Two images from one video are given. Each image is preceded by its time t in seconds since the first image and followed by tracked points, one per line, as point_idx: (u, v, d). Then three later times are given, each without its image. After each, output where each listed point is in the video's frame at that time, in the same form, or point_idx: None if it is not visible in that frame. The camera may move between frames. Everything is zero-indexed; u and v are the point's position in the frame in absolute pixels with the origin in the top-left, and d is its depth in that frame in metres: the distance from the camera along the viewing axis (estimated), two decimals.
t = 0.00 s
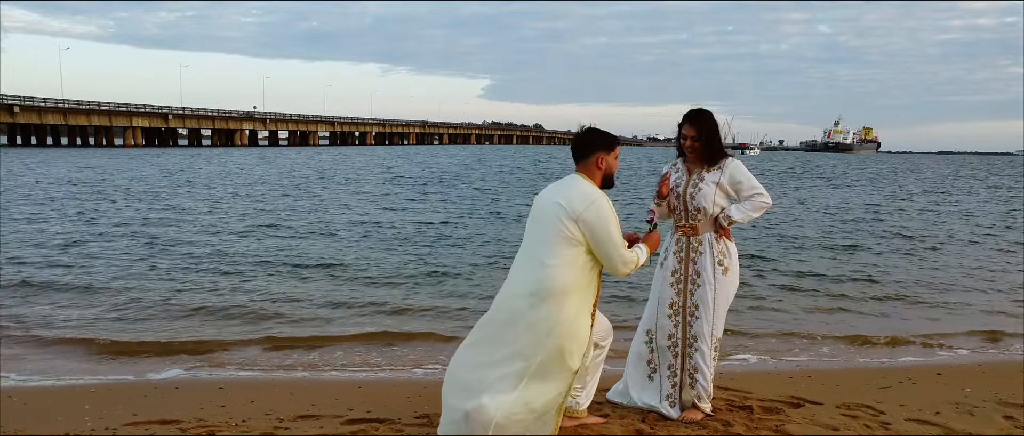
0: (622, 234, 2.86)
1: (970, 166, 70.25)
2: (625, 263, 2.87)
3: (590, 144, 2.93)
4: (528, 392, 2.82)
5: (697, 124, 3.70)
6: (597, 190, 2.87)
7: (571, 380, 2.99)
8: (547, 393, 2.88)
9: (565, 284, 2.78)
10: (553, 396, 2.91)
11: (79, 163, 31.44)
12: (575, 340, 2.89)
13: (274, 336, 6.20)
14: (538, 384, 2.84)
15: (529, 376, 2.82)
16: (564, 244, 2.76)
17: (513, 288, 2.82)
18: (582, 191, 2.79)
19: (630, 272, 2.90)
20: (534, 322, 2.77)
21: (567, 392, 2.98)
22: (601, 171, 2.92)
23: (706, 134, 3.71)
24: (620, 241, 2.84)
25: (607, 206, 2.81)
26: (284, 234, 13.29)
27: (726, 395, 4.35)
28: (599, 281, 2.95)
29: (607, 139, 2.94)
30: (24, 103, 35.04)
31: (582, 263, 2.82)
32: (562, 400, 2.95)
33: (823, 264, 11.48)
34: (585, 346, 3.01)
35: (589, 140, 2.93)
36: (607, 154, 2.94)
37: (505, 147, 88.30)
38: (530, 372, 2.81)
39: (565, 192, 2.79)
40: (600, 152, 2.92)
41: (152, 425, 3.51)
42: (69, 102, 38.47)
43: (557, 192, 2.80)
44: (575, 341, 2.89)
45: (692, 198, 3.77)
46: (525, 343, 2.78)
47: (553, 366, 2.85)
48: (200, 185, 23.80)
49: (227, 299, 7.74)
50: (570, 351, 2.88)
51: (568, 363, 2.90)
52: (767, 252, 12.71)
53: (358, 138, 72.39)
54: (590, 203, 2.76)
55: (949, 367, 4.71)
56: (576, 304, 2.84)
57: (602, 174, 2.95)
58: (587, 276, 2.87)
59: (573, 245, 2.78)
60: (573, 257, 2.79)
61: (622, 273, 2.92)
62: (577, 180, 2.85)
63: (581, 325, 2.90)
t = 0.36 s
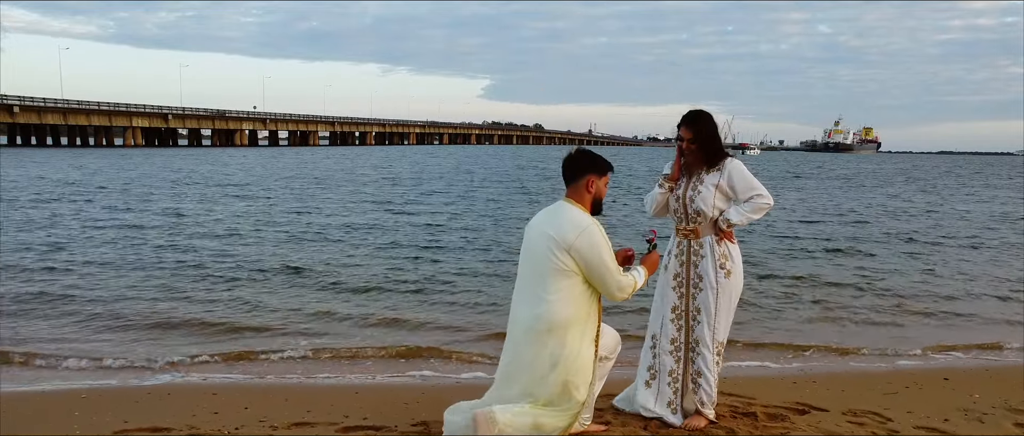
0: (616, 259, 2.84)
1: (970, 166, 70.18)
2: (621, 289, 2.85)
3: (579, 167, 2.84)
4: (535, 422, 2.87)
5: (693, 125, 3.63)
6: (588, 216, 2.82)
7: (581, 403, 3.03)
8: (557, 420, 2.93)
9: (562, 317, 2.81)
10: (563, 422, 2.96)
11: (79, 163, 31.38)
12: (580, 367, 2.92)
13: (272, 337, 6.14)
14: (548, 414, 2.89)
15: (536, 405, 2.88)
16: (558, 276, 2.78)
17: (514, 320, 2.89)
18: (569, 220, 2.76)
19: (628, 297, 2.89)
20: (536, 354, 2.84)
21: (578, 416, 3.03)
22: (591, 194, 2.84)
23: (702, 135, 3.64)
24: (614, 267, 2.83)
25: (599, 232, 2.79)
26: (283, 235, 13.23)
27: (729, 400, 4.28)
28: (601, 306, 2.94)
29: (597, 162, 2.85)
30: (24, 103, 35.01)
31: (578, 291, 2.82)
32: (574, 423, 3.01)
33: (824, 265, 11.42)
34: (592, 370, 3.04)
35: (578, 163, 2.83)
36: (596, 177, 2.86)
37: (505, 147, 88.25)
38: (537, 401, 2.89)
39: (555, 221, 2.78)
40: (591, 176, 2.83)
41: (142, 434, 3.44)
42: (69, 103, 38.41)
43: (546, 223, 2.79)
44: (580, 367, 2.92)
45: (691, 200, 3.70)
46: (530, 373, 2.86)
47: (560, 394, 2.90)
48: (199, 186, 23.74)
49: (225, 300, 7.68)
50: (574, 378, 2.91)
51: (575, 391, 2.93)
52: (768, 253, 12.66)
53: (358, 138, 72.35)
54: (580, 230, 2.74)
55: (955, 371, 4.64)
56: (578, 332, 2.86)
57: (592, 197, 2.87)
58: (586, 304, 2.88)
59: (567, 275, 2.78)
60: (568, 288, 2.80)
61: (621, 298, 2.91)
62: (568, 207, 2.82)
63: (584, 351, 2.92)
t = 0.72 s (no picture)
0: (620, 279, 2.76)
1: (970, 166, 70.12)
2: (625, 311, 2.77)
3: (584, 182, 2.77)
4: None
5: (698, 128, 3.56)
6: (591, 233, 2.75)
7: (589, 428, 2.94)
8: None
9: (565, 340, 2.73)
10: None
11: (78, 164, 31.29)
12: (586, 391, 2.83)
13: (270, 347, 6.04)
14: None
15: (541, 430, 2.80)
16: (559, 299, 2.70)
17: (516, 342, 2.82)
18: (570, 238, 2.68)
19: (633, 318, 2.81)
20: (539, 379, 2.76)
21: None
22: (598, 211, 2.78)
23: (709, 138, 3.57)
24: (618, 287, 2.74)
25: (601, 251, 2.70)
26: (282, 239, 13.14)
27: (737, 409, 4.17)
28: (605, 328, 2.86)
29: (603, 176, 2.79)
30: (23, 103, 34.89)
31: (581, 314, 2.74)
32: None
33: (826, 269, 11.35)
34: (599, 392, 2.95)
35: (581, 180, 2.76)
36: (602, 192, 2.80)
37: (505, 147, 88.19)
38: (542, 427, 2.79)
39: (555, 240, 2.69)
40: (597, 191, 2.77)
41: None
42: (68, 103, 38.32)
43: (546, 242, 2.71)
44: (586, 391, 2.83)
45: (699, 205, 3.64)
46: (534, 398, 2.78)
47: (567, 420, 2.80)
48: (198, 187, 23.66)
49: (223, 308, 7.58)
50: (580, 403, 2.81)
51: (583, 416, 2.84)
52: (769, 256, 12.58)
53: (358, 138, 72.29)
54: (581, 251, 2.65)
55: (968, 379, 4.54)
56: (582, 356, 2.78)
57: (599, 213, 2.81)
58: (589, 327, 2.79)
59: (568, 297, 2.70)
60: (569, 309, 2.72)
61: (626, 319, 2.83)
62: (570, 224, 2.73)
63: (589, 374, 2.83)
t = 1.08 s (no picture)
0: (628, 291, 2.63)
1: (971, 166, 70.03)
2: (633, 325, 2.65)
3: (590, 189, 2.60)
4: None
5: (715, 128, 3.46)
6: (599, 243, 2.60)
7: None
8: None
9: (572, 357, 2.59)
10: None
11: (77, 166, 31.21)
12: (596, 408, 2.71)
13: (271, 360, 5.97)
14: None
15: None
16: (564, 314, 2.56)
17: (520, 357, 2.69)
18: (576, 250, 2.52)
19: (641, 332, 2.70)
20: (546, 398, 2.64)
21: None
22: (605, 218, 2.63)
23: (725, 138, 3.47)
24: (627, 300, 2.61)
25: (609, 261, 2.57)
26: (281, 244, 13.09)
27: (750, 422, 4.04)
28: (612, 341, 2.74)
29: (612, 181, 2.63)
30: (22, 103, 34.77)
31: (588, 329, 2.61)
32: None
33: (831, 273, 11.28)
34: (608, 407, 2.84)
35: (587, 185, 2.60)
36: (610, 198, 2.64)
37: (505, 147, 88.11)
38: None
39: (560, 251, 2.54)
40: (604, 197, 2.61)
41: None
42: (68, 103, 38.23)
43: (550, 254, 2.56)
44: (596, 407, 2.71)
45: (713, 208, 3.54)
46: (542, 418, 2.65)
47: None
48: (198, 190, 23.59)
49: (223, 319, 7.48)
50: (591, 421, 2.69)
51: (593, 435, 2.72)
52: (773, 260, 12.51)
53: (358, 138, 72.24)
54: (587, 263, 2.51)
55: (989, 389, 4.42)
56: (589, 372, 2.65)
57: (606, 220, 2.66)
58: (598, 341, 2.66)
59: (575, 312, 2.56)
60: (577, 325, 2.58)
61: (636, 333, 2.71)
62: (576, 232, 2.58)
63: (598, 390, 2.71)
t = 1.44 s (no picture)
0: (645, 307, 2.46)
1: (971, 167, 70.02)
2: (650, 343, 2.48)
3: (603, 195, 2.44)
4: None
5: (736, 127, 3.35)
6: (614, 255, 2.44)
7: None
8: None
9: (584, 377, 2.42)
10: None
11: (76, 167, 31.09)
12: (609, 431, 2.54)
13: (271, 377, 5.88)
14: None
15: None
16: (576, 332, 2.38)
17: (527, 379, 2.51)
18: (590, 263, 2.36)
19: (659, 350, 2.53)
20: (555, 421, 2.45)
21: None
22: (620, 228, 2.47)
23: (747, 137, 3.35)
24: (644, 316, 2.45)
25: (625, 275, 2.40)
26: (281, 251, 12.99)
27: None
28: (626, 360, 2.57)
29: (627, 187, 2.47)
30: (21, 103, 34.63)
31: (601, 348, 2.44)
32: None
33: (837, 280, 11.19)
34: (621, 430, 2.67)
35: (601, 192, 2.44)
36: (624, 205, 2.48)
37: (505, 147, 88.02)
38: None
39: (572, 264, 2.37)
40: (619, 203, 2.45)
41: None
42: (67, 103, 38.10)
43: (561, 267, 2.39)
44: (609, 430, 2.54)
45: (734, 212, 3.39)
46: None
47: None
48: (197, 192, 23.51)
49: (225, 333, 7.36)
50: None
51: None
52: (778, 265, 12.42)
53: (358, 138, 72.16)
54: (601, 276, 2.34)
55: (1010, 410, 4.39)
56: (602, 394, 2.48)
57: (620, 229, 2.50)
58: (612, 360, 2.50)
59: (588, 329, 2.39)
60: (590, 343, 2.41)
61: (653, 350, 2.55)
62: (589, 243, 2.42)
63: (612, 412, 2.54)
